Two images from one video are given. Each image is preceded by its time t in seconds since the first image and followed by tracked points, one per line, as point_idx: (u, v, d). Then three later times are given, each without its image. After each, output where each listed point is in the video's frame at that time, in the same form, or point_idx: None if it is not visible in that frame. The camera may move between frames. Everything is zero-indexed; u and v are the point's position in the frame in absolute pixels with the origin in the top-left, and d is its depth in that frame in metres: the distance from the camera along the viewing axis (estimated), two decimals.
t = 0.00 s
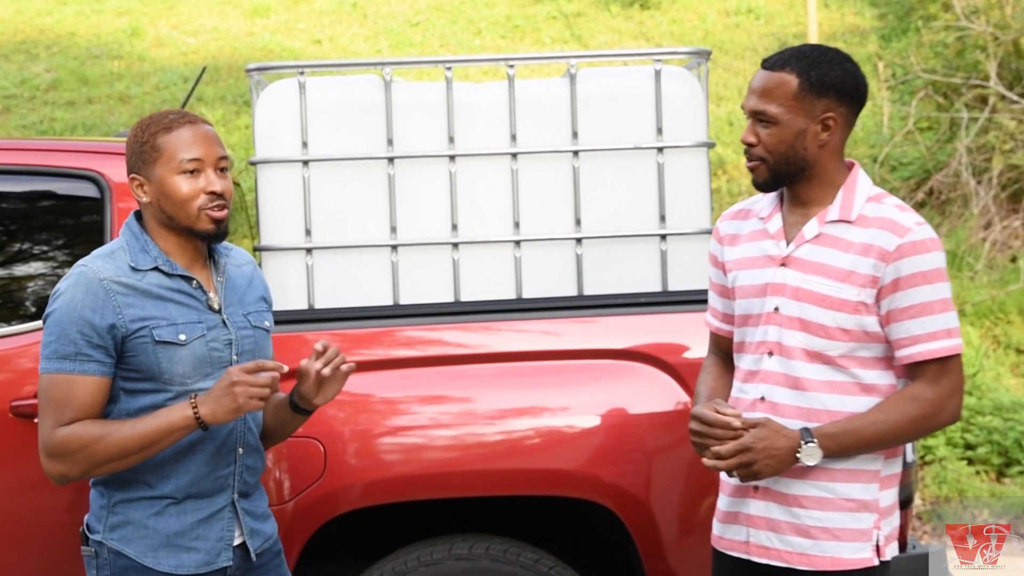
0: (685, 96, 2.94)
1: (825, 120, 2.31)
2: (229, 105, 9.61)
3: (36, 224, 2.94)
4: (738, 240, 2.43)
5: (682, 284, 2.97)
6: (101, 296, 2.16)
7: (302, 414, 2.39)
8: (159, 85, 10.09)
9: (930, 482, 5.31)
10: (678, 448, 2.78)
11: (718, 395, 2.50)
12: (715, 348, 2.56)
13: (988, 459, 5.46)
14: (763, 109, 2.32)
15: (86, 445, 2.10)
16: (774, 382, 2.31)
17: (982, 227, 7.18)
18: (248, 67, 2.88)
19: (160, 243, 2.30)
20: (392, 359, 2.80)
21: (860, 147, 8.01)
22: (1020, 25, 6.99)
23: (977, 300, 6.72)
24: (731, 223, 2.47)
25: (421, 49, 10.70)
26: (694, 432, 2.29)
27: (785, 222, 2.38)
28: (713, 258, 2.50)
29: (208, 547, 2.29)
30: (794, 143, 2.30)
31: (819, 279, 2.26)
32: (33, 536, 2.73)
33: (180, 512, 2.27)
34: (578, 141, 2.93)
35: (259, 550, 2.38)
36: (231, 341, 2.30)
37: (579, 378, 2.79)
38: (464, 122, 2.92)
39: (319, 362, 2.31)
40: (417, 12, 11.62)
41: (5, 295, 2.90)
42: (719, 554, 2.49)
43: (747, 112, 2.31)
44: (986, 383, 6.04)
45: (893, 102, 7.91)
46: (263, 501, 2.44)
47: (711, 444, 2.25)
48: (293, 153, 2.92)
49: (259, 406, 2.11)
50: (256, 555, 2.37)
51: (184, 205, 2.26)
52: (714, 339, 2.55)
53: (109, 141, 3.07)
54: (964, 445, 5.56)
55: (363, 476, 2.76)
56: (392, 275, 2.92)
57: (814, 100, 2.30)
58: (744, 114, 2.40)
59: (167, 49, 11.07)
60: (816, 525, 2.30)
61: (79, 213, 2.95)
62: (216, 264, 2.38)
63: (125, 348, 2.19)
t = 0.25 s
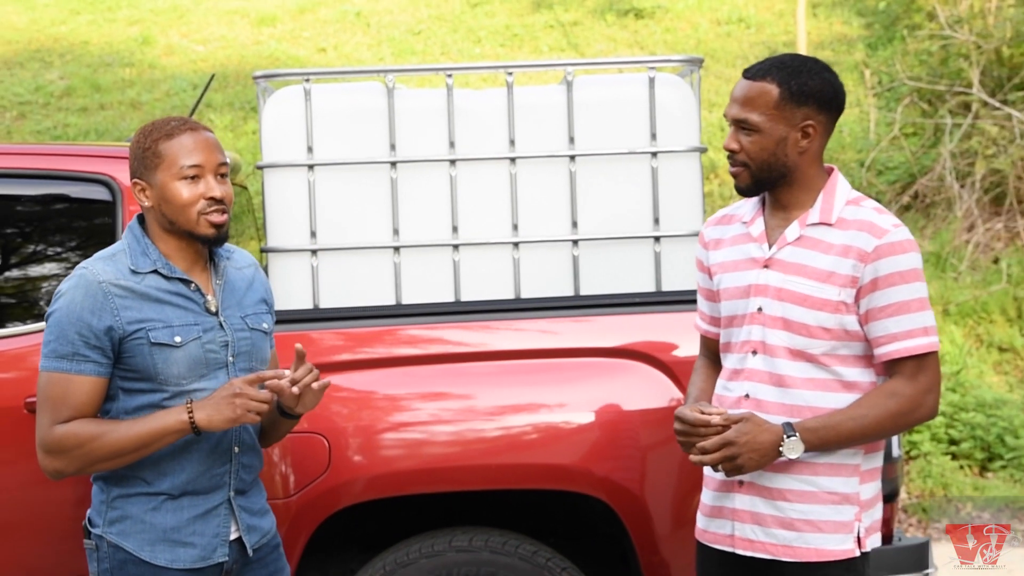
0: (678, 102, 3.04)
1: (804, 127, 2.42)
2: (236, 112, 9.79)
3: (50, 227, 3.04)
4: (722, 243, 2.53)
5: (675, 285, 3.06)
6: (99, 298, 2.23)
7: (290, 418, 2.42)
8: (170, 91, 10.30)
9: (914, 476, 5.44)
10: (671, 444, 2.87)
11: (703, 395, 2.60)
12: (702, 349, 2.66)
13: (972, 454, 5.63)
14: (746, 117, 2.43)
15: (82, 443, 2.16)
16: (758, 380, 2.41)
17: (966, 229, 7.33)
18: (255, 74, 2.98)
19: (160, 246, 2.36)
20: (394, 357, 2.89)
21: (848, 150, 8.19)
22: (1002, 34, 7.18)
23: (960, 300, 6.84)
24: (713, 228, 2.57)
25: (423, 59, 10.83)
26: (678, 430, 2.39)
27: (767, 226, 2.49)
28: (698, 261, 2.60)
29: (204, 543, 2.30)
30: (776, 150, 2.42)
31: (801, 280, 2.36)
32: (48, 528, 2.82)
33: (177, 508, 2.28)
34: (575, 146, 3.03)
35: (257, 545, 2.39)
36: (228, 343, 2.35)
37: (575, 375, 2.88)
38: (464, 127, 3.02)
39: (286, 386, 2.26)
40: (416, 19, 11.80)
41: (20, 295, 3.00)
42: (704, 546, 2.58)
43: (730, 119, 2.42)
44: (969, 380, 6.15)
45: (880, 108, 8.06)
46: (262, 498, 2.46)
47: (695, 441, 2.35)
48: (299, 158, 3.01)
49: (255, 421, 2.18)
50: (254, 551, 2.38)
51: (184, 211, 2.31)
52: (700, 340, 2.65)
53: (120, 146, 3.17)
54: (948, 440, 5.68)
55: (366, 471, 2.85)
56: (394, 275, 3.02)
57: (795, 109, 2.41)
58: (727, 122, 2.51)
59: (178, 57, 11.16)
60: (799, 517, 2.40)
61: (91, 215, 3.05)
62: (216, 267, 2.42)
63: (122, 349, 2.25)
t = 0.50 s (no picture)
0: (670, 106, 3.10)
1: (790, 129, 2.49)
2: (238, 114, 10.00)
3: (56, 227, 3.11)
4: (708, 243, 2.60)
5: (667, 284, 3.13)
6: (96, 298, 2.25)
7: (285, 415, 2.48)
8: (174, 95, 10.59)
9: (902, 470, 5.57)
10: (664, 440, 2.94)
11: (688, 392, 2.68)
12: (687, 348, 2.74)
13: (957, 450, 5.70)
14: (733, 119, 2.50)
15: (79, 439, 2.19)
16: (746, 377, 2.47)
17: (953, 229, 7.44)
18: (257, 78, 3.04)
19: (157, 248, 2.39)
20: (392, 354, 2.96)
21: (838, 154, 8.49)
22: (988, 39, 7.31)
23: (947, 298, 6.93)
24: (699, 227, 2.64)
25: (421, 60, 11.14)
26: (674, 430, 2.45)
27: (753, 226, 2.55)
28: (684, 261, 2.67)
29: (199, 538, 2.35)
30: (762, 151, 2.48)
31: (787, 279, 2.42)
32: (54, 522, 2.89)
33: (173, 504, 2.34)
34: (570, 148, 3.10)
35: (252, 540, 2.45)
36: (223, 342, 2.38)
37: (569, 372, 2.95)
38: (461, 130, 3.08)
39: (279, 384, 2.27)
40: (416, 25, 12.27)
41: (27, 294, 3.07)
42: (692, 540, 2.64)
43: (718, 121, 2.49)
44: (954, 377, 6.23)
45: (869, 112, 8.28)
46: (256, 494, 2.51)
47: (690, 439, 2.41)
48: (299, 160, 3.08)
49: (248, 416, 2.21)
50: (249, 545, 2.44)
51: (183, 215, 2.35)
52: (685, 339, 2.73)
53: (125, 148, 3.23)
54: (935, 435, 5.78)
55: (365, 466, 2.92)
56: (393, 275, 3.09)
57: (781, 111, 2.48)
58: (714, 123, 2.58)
59: (180, 60, 11.58)
60: (787, 511, 2.46)
61: (96, 216, 3.12)
62: (211, 268, 2.46)
63: (119, 348, 2.27)
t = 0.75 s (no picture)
0: (666, 112, 3.20)
1: (782, 136, 2.58)
2: (248, 122, 10.25)
3: (70, 230, 3.20)
4: (699, 246, 2.69)
5: (663, 285, 3.23)
6: (110, 300, 2.33)
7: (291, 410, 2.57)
8: (184, 103, 10.96)
9: (891, 466, 5.67)
10: (659, 437, 3.03)
11: (679, 390, 2.77)
12: (676, 347, 2.84)
13: (944, 446, 5.81)
14: (727, 125, 2.58)
15: (98, 438, 2.26)
16: (739, 376, 2.56)
17: (940, 232, 7.51)
18: (264, 85, 3.13)
19: (166, 252, 2.48)
20: (395, 354, 3.05)
21: (828, 159, 8.55)
22: (974, 47, 7.57)
23: (934, 300, 6.99)
24: (691, 230, 2.74)
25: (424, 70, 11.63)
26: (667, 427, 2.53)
27: (744, 229, 2.64)
28: (676, 263, 2.77)
29: (212, 532, 2.44)
30: (755, 157, 2.57)
31: (779, 280, 2.51)
32: (67, 517, 2.98)
33: (186, 500, 2.42)
34: (569, 152, 3.18)
35: (260, 535, 2.54)
36: (232, 342, 2.47)
37: (567, 371, 3.04)
38: (463, 135, 3.17)
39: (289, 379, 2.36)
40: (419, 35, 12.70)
41: (41, 295, 3.16)
42: (686, 534, 2.73)
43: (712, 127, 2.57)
44: (941, 374, 6.33)
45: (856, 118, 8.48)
46: (264, 490, 2.60)
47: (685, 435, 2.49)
48: (305, 164, 3.17)
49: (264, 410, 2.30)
50: (258, 539, 2.53)
51: (192, 219, 2.44)
52: (674, 340, 2.83)
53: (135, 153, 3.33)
54: (923, 431, 5.88)
55: (368, 462, 3.00)
56: (397, 276, 3.18)
57: (774, 118, 2.57)
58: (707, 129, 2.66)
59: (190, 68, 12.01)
60: (779, 506, 2.55)
61: (108, 219, 3.21)
62: (217, 271, 2.55)
63: (132, 349, 2.35)
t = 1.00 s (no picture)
0: (659, 118, 3.31)
1: (772, 140, 2.69)
2: (256, 126, 10.44)
3: (84, 231, 3.31)
4: (691, 248, 2.80)
5: (658, 285, 3.34)
6: (131, 298, 2.44)
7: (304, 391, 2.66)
8: (194, 108, 11.16)
9: (878, 460, 5.83)
10: (653, 432, 3.14)
11: (673, 387, 2.88)
12: (668, 346, 2.95)
13: (929, 440, 5.98)
14: (718, 130, 2.69)
15: (125, 427, 2.37)
16: (731, 373, 2.66)
17: (923, 234, 7.66)
18: (272, 92, 3.24)
19: (182, 250, 2.59)
20: (399, 351, 3.17)
21: (817, 161, 8.82)
22: (956, 55, 7.71)
23: (919, 299, 7.07)
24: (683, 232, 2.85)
25: (427, 76, 11.82)
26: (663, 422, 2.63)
27: (736, 231, 2.75)
28: (669, 264, 2.88)
29: (230, 520, 2.55)
30: (744, 160, 2.68)
31: (769, 280, 2.62)
32: (83, 509, 3.08)
33: (205, 490, 2.54)
34: (566, 157, 3.30)
35: (275, 523, 2.66)
36: (247, 337, 2.59)
37: (565, 368, 3.15)
38: (465, 141, 3.29)
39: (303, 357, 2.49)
40: (423, 44, 13.09)
41: (57, 295, 3.27)
42: (679, 525, 2.83)
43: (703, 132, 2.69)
44: (925, 371, 6.43)
45: (846, 123, 8.65)
46: (278, 480, 2.72)
47: (680, 430, 2.59)
48: (311, 168, 3.28)
49: (282, 388, 2.42)
50: (273, 527, 2.65)
51: (205, 217, 2.55)
52: (668, 338, 2.94)
53: (148, 158, 3.46)
54: (908, 427, 6.04)
55: (373, 456, 3.11)
56: (400, 276, 3.29)
57: (763, 123, 2.68)
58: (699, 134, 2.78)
59: (201, 77, 12.41)
60: (769, 499, 2.65)
61: (121, 221, 3.33)
62: (231, 270, 2.67)
63: (153, 344, 2.47)
